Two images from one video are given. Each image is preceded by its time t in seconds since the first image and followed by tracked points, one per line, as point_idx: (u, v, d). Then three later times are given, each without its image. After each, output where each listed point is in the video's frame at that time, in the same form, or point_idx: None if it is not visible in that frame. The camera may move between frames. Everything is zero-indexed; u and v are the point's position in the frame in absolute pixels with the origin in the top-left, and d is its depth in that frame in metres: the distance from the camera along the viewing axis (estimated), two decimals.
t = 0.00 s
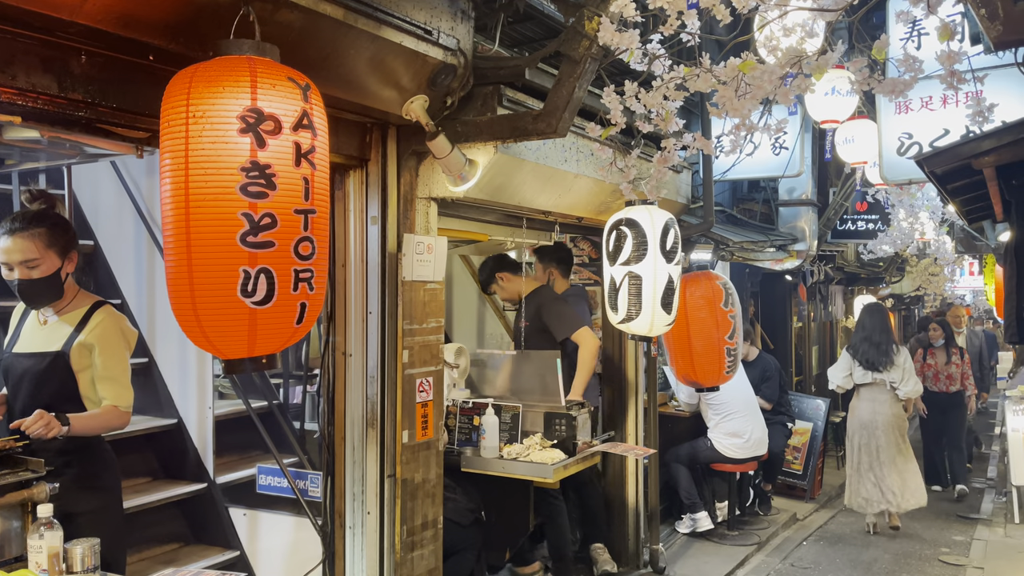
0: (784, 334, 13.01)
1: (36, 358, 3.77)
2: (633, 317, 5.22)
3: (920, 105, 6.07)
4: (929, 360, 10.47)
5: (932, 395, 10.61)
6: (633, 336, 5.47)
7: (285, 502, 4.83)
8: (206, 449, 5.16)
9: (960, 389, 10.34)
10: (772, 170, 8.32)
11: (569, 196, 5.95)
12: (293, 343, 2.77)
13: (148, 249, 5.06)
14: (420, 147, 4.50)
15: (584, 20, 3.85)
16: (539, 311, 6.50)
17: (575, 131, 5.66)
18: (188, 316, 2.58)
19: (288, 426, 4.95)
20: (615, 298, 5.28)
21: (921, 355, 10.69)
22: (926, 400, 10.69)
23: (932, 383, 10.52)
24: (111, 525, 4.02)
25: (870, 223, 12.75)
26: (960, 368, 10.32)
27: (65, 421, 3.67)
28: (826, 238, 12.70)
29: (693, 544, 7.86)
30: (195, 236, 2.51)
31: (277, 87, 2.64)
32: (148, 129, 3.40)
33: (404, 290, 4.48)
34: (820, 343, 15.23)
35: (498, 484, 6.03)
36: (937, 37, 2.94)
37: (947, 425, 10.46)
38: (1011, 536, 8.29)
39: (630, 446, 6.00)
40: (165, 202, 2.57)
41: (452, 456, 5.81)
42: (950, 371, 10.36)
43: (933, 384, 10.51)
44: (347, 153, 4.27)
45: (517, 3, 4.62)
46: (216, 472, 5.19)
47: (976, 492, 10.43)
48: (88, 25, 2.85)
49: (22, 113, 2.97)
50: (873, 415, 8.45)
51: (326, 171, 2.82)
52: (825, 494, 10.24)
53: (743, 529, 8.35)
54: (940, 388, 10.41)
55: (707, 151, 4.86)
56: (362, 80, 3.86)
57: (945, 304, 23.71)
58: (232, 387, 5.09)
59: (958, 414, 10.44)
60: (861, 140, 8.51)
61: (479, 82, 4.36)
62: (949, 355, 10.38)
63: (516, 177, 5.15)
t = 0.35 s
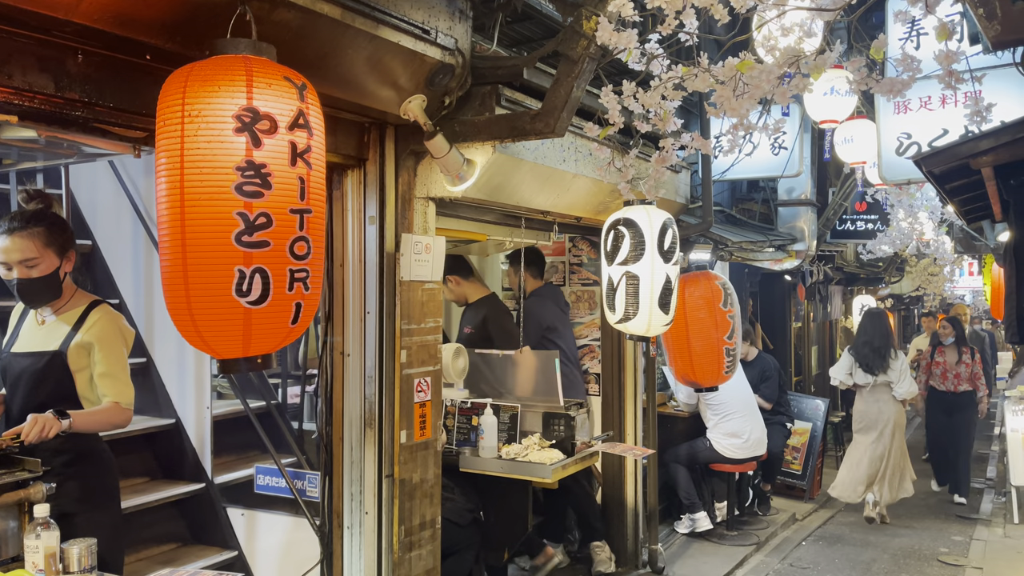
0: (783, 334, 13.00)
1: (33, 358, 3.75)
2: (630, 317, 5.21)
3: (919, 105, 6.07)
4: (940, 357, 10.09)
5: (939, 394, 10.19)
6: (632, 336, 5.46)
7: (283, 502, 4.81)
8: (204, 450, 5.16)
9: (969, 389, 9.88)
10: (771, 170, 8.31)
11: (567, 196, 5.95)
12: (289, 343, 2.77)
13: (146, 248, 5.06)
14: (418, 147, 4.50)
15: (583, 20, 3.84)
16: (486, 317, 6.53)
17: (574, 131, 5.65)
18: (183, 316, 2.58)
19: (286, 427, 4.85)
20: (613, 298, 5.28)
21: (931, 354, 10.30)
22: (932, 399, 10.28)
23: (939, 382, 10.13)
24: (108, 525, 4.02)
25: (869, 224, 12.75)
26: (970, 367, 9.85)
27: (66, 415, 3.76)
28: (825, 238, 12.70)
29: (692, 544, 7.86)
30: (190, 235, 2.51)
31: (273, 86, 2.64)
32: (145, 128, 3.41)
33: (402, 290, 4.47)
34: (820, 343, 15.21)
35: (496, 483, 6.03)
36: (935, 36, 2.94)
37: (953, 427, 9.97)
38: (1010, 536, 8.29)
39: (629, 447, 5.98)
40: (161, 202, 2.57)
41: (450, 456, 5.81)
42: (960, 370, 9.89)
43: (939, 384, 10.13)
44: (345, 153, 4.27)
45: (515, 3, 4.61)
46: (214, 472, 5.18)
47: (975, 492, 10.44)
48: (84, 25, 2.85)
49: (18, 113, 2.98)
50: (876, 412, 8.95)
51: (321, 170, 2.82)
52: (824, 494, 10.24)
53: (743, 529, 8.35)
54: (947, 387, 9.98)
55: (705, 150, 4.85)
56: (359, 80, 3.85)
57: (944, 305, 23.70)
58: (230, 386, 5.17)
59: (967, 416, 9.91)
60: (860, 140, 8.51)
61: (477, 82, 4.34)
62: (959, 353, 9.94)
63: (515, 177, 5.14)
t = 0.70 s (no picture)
0: (782, 334, 13.01)
1: (32, 358, 3.72)
2: (629, 317, 5.21)
3: (918, 105, 6.08)
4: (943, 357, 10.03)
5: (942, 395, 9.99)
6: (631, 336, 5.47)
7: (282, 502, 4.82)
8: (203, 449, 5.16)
9: (972, 391, 9.84)
10: (770, 170, 8.31)
11: (566, 196, 5.95)
12: (286, 342, 2.77)
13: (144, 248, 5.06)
14: (417, 147, 4.51)
15: (581, 20, 3.85)
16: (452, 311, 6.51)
17: (573, 131, 5.65)
18: (180, 314, 2.58)
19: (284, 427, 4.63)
20: (612, 298, 5.28)
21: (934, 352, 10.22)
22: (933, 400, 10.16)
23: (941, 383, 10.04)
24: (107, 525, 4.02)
25: (868, 224, 12.75)
26: (974, 368, 9.80)
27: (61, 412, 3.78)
28: (824, 238, 12.71)
29: (691, 544, 7.86)
30: (188, 234, 2.51)
31: (271, 85, 2.64)
32: (144, 128, 3.42)
33: (401, 290, 4.47)
34: (818, 343, 15.23)
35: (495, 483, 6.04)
36: (933, 37, 2.94)
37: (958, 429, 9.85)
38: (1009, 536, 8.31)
39: (628, 446, 5.97)
40: (159, 201, 2.57)
41: (448, 455, 5.80)
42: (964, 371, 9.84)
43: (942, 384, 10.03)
44: (344, 152, 4.27)
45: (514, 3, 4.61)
46: (213, 471, 5.18)
47: (973, 492, 10.45)
48: (83, 24, 2.87)
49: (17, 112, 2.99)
50: (871, 411, 9.42)
51: (319, 169, 2.82)
52: (823, 494, 10.26)
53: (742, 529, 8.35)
54: (950, 388, 9.91)
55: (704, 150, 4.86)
56: (358, 80, 3.86)
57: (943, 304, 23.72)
58: (229, 386, 5.19)
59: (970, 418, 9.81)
60: (860, 140, 8.51)
61: (476, 82, 4.34)
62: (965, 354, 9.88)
63: (514, 176, 5.15)
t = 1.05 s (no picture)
0: (782, 334, 13.01)
1: (33, 358, 3.80)
2: (629, 318, 5.21)
3: (917, 105, 6.08)
4: (941, 362, 9.93)
5: (939, 400, 9.96)
6: (630, 336, 5.47)
7: (281, 502, 4.81)
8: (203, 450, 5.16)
9: (970, 396, 9.78)
10: (769, 170, 8.32)
11: (565, 196, 5.95)
12: (286, 342, 2.78)
13: (144, 248, 5.07)
14: (416, 147, 4.51)
15: (580, 20, 3.85)
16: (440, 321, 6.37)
17: (572, 131, 5.64)
18: (179, 314, 2.58)
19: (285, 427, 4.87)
20: (611, 298, 5.28)
21: (931, 356, 10.10)
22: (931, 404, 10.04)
23: (939, 389, 9.96)
24: (106, 524, 4.03)
25: (867, 224, 12.76)
26: (973, 371, 9.76)
27: (61, 414, 3.73)
28: (824, 238, 12.74)
29: (690, 544, 7.86)
30: (187, 234, 2.52)
31: (271, 85, 2.64)
32: (143, 127, 3.42)
33: (400, 290, 4.47)
34: (818, 343, 15.23)
35: (495, 483, 6.04)
36: (932, 37, 2.96)
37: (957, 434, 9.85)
38: (1007, 536, 8.32)
39: (626, 446, 5.97)
40: (159, 201, 2.58)
41: (447, 455, 5.80)
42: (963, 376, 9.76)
43: (941, 391, 9.93)
44: (343, 152, 4.28)
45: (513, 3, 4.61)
46: (212, 471, 5.18)
47: (973, 492, 10.46)
48: (82, 24, 2.87)
49: (16, 112, 2.98)
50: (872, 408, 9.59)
51: (319, 169, 2.83)
52: (823, 494, 10.27)
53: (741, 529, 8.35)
54: (949, 394, 9.81)
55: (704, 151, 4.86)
56: (357, 80, 3.87)
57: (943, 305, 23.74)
58: (228, 386, 5.18)
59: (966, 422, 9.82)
60: (859, 141, 8.52)
61: (475, 82, 4.35)
62: (963, 357, 9.81)
63: (513, 176, 5.15)
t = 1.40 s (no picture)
0: (782, 333, 13.00)
1: (36, 356, 3.75)
2: (633, 317, 5.22)
3: (918, 105, 6.09)
4: (932, 358, 9.91)
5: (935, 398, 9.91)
6: (633, 335, 5.47)
7: (283, 501, 4.81)
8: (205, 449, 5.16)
9: (963, 390, 9.76)
10: (770, 170, 8.33)
11: (567, 196, 5.95)
12: (291, 340, 2.79)
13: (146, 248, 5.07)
14: (418, 146, 4.51)
15: (583, 19, 3.86)
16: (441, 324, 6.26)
17: (574, 130, 5.65)
18: (184, 313, 2.59)
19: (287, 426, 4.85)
20: (615, 298, 5.28)
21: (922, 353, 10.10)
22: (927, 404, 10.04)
23: (933, 385, 9.91)
24: (109, 522, 4.04)
25: (868, 224, 12.77)
26: (964, 364, 9.78)
27: (73, 416, 3.82)
28: (825, 238, 12.77)
29: (691, 544, 7.86)
30: (192, 233, 2.52)
31: (275, 85, 2.65)
32: (146, 127, 3.43)
33: (402, 289, 4.48)
34: (818, 343, 15.22)
35: (496, 482, 6.04)
36: (934, 37, 2.96)
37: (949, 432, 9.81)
38: (1008, 536, 8.32)
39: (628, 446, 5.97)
40: (164, 200, 2.58)
41: (449, 455, 5.79)
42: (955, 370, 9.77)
43: (935, 386, 9.89)
44: (345, 152, 4.28)
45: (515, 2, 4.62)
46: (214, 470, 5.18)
47: (974, 492, 10.47)
48: (86, 23, 2.87)
49: (20, 111, 2.99)
50: (881, 405, 10.04)
51: (323, 168, 2.84)
52: (823, 494, 10.28)
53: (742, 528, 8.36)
54: (943, 388, 9.77)
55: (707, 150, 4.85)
56: (360, 80, 3.87)
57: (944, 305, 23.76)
58: (231, 386, 5.20)
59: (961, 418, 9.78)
60: (860, 140, 8.53)
61: (477, 81, 4.36)
62: (952, 351, 9.84)
63: (516, 176, 5.15)
